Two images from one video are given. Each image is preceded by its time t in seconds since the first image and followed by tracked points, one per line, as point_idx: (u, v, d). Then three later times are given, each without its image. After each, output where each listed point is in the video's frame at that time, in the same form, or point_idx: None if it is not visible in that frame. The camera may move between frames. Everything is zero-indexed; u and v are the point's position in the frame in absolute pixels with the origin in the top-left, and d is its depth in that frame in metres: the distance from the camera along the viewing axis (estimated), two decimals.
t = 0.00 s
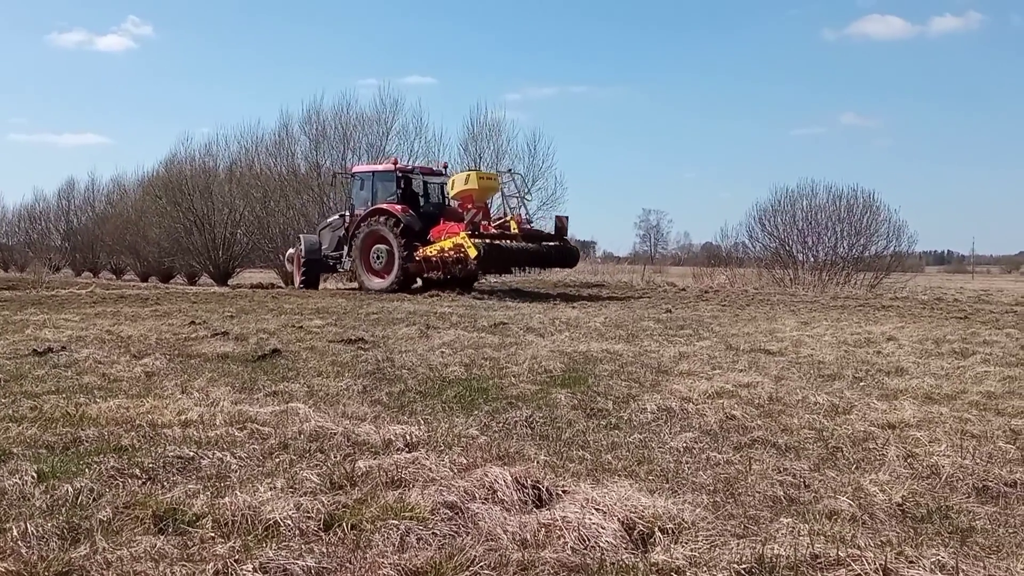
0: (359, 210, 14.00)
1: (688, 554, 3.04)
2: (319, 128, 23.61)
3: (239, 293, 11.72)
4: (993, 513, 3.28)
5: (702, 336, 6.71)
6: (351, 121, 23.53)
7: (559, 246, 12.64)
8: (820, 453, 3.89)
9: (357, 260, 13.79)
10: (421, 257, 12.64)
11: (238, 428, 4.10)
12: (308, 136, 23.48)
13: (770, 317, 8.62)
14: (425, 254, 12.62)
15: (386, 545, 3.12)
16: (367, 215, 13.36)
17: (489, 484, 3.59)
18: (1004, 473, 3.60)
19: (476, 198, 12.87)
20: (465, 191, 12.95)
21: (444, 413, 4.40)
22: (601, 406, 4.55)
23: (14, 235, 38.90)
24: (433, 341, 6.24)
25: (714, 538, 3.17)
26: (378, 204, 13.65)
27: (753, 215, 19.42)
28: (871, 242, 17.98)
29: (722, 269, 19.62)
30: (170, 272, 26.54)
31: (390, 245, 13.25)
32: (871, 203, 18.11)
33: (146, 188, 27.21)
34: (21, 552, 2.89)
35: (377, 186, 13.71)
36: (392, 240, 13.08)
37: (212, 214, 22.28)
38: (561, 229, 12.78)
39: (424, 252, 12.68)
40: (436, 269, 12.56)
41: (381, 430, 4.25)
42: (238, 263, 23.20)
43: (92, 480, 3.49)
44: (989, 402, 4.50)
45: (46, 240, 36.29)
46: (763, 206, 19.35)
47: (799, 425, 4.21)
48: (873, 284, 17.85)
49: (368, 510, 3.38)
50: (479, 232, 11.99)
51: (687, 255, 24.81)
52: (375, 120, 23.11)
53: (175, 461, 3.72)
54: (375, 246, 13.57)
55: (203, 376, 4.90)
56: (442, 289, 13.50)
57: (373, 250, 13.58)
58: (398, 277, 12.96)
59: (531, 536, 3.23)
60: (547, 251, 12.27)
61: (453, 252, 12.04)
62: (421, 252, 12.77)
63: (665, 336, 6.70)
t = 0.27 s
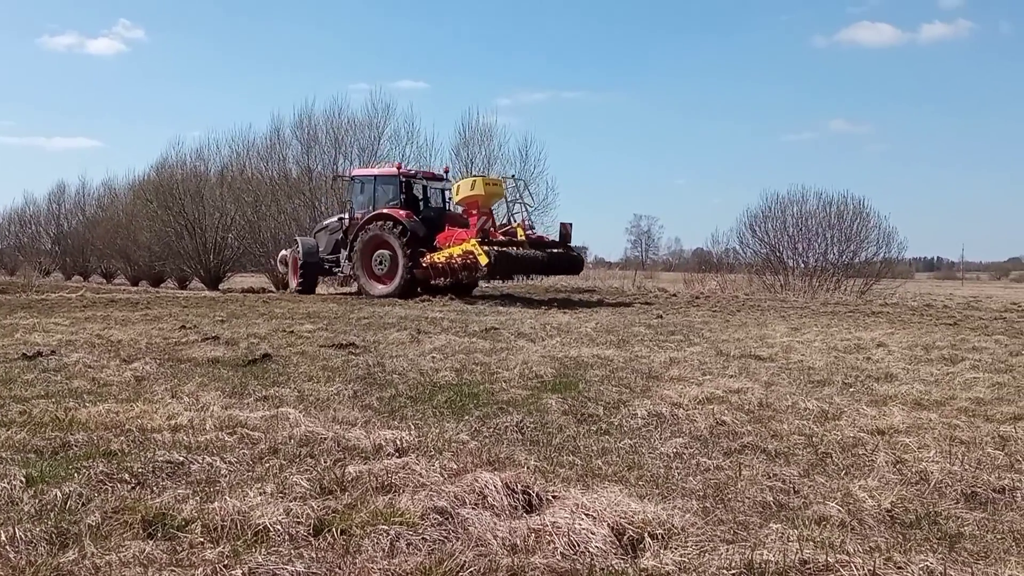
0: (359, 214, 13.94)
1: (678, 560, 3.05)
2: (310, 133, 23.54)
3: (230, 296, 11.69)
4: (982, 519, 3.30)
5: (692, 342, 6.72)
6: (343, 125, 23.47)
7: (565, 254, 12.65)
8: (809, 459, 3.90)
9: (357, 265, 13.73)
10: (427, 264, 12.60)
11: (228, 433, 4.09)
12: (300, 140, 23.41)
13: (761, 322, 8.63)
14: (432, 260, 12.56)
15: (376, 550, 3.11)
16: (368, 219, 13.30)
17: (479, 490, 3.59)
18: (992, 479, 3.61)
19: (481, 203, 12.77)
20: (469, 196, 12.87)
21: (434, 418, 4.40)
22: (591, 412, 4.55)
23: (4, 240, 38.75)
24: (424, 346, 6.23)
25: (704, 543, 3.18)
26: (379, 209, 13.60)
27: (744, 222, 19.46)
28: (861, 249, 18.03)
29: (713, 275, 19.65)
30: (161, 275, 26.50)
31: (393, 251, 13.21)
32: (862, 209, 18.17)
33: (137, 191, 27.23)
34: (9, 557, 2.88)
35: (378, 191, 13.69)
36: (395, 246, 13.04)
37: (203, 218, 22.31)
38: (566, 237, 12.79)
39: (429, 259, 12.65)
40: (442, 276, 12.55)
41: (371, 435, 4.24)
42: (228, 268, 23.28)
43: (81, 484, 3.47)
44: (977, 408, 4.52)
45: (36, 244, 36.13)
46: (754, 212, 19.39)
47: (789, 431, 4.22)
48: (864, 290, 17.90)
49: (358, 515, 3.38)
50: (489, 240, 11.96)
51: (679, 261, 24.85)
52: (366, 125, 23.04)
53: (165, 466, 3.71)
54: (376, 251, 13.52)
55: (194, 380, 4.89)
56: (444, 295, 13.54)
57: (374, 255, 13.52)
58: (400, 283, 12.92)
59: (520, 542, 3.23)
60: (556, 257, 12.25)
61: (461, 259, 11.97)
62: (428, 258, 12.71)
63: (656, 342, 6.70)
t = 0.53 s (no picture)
0: (363, 215, 13.90)
1: (672, 562, 3.05)
2: (305, 136, 23.37)
3: (224, 299, 11.64)
4: (975, 522, 3.30)
5: (687, 345, 6.72)
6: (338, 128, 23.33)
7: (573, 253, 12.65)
8: (803, 461, 3.90)
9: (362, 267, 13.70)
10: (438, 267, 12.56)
11: (222, 435, 4.08)
12: (295, 143, 23.25)
13: (755, 325, 8.64)
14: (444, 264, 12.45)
15: (370, 553, 3.11)
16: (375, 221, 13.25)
17: (473, 492, 3.59)
18: (986, 481, 3.62)
19: (489, 204, 12.97)
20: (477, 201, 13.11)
21: (429, 420, 4.39)
22: (585, 414, 4.55)
23: None
24: (419, 349, 6.22)
25: (699, 546, 3.18)
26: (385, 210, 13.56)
27: (739, 224, 19.48)
28: (856, 252, 18.08)
29: (708, 278, 19.67)
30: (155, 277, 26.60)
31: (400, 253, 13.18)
32: (856, 212, 18.20)
33: (131, 194, 27.31)
34: (1, 560, 2.87)
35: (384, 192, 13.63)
36: (403, 249, 13.01)
37: (198, 220, 22.73)
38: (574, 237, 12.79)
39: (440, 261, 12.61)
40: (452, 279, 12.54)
41: (366, 437, 4.23)
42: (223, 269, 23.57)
43: (75, 487, 3.46)
44: (971, 411, 4.53)
45: (30, 246, 36.03)
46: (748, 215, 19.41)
47: (783, 434, 4.22)
48: (858, 293, 17.94)
49: (352, 518, 3.37)
50: (503, 241, 11.84)
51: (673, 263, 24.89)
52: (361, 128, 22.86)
53: (158, 468, 3.70)
54: (382, 253, 13.50)
55: (187, 383, 4.87)
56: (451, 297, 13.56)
57: (381, 257, 13.50)
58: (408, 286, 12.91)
59: (514, 544, 3.23)
60: (569, 254, 12.17)
61: (476, 262, 11.85)
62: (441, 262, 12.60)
63: (650, 344, 6.71)
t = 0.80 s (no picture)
0: (373, 210, 13.87)
1: (668, 556, 3.06)
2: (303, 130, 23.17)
3: (222, 294, 11.66)
4: (971, 516, 3.31)
5: (684, 339, 6.72)
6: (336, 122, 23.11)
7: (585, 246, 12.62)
8: (800, 456, 3.90)
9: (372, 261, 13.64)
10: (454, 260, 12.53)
11: (219, 429, 4.08)
12: (293, 137, 23.05)
13: (752, 320, 8.64)
14: (462, 257, 12.37)
15: (367, 547, 3.11)
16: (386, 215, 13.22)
17: (470, 486, 3.59)
18: (983, 476, 3.62)
19: (503, 198, 12.56)
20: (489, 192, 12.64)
21: (426, 414, 4.39)
22: (582, 409, 4.55)
23: None
24: (416, 343, 6.23)
25: (694, 540, 3.19)
26: (395, 204, 13.54)
27: (736, 219, 19.47)
28: (853, 246, 18.07)
29: (706, 273, 19.67)
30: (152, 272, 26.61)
31: (413, 247, 13.16)
32: (853, 207, 18.19)
33: (129, 188, 27.36)
34: None
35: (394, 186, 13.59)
36: (416, 243, 12.99)
37: (195, 215, 22.74)
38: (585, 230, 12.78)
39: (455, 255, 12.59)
40: (467, 272, 12.54)
41: (363, 431, 4.23)
42: (221, 264, 23.61)
43: (72, 480, 3.47)
44: (968, 406, 4.53)
45: (28, 240, 36.03)
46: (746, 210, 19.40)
47: (780, 428, 4.22)
48: (855, 288, 17.94)
49: (349, 511, 3.38)
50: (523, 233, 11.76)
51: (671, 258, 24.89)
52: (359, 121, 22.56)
53: (155, 462, 3.71)
54: (393, 247, 13.46)
55: (185, 377, 4.87)
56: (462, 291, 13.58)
57: (391, 251, 13.46)
58: (421, 279, 12.90)
59: (511, 538, 3.23)
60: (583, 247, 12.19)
61: (496, 255, 11.76)
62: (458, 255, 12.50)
63: (647, 339, 6.71)
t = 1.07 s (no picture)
0: (378, 208, 13.78)
1: (658, 555, 3.07)
2: (295, 127, 22.85)
3: (212, 291, 11.61)
4: (960, 516, 3.32)
5: (675, 338, 6.73)
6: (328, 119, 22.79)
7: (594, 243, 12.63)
8: (790, 455, 3.91)
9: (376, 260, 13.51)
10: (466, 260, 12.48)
11: (209, 427, 4.07)
12: (285, 134, 22.76)
13: (743, 320, 8.66)
14: (476, 257, 12.29)
15: (357, 545, 3.11)
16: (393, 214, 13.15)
17: (460, 485, 3.59)
18: (971, 476, 3.64)
19: (511, 197, 12.61)
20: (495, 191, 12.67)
21: (417, 412, 4.39)
22: (573, 408, 4.55)
23: None
24: (407, 341, 6.22)
25: (685, 539, 3.19)
26: (402, 203, 13.50)
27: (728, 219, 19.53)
28: (844, 246, 18.11)
29: (697, 272, 19.72)
30: (143, 268, 26.61)
31: (420, 246, 13.09)
32: (845, 207, 18.24)
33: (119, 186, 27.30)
34: None
35: (401, 185, 13.56)
36: (424, 241, 12.93)
37: (185, 212, 23.01)
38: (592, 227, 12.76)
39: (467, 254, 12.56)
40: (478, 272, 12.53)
41: (353, 429, 4.22)
42: (211, 260, 23.88)
43: (61, 478, 3.45)
44: (957, 406, 4.55)
45: (17, 236, 35.82)
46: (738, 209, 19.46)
47: (770, 428, 4.23)
48: (846, 288, 17.98)
49: (339, 510, 3.37)
50: (537, 232, 11.71)
51: (664, 257, 24.92)
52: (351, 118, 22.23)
53: (145, 460, 3.69)
54: (399, 247, 13.34)
55: (174, 374, 4.85)
56: (466, 291, 13.55)
57: (397, 250, 13.35)
58: (429, 278, 12.82)
59: (502, 537, 3.23)
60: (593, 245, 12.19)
61: (511, 254, 11.70)
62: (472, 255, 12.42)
63: (639, 338, 6.71)
